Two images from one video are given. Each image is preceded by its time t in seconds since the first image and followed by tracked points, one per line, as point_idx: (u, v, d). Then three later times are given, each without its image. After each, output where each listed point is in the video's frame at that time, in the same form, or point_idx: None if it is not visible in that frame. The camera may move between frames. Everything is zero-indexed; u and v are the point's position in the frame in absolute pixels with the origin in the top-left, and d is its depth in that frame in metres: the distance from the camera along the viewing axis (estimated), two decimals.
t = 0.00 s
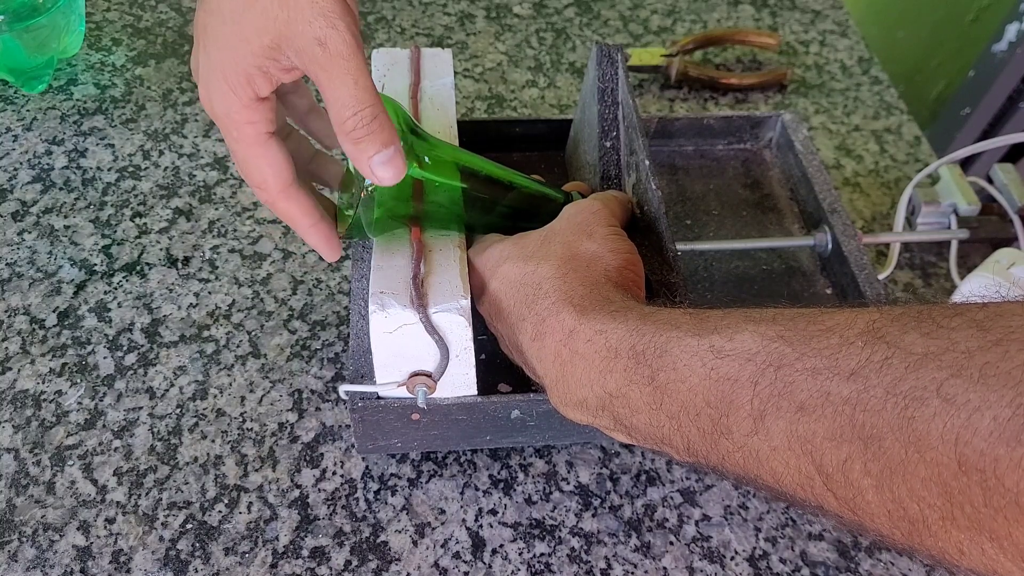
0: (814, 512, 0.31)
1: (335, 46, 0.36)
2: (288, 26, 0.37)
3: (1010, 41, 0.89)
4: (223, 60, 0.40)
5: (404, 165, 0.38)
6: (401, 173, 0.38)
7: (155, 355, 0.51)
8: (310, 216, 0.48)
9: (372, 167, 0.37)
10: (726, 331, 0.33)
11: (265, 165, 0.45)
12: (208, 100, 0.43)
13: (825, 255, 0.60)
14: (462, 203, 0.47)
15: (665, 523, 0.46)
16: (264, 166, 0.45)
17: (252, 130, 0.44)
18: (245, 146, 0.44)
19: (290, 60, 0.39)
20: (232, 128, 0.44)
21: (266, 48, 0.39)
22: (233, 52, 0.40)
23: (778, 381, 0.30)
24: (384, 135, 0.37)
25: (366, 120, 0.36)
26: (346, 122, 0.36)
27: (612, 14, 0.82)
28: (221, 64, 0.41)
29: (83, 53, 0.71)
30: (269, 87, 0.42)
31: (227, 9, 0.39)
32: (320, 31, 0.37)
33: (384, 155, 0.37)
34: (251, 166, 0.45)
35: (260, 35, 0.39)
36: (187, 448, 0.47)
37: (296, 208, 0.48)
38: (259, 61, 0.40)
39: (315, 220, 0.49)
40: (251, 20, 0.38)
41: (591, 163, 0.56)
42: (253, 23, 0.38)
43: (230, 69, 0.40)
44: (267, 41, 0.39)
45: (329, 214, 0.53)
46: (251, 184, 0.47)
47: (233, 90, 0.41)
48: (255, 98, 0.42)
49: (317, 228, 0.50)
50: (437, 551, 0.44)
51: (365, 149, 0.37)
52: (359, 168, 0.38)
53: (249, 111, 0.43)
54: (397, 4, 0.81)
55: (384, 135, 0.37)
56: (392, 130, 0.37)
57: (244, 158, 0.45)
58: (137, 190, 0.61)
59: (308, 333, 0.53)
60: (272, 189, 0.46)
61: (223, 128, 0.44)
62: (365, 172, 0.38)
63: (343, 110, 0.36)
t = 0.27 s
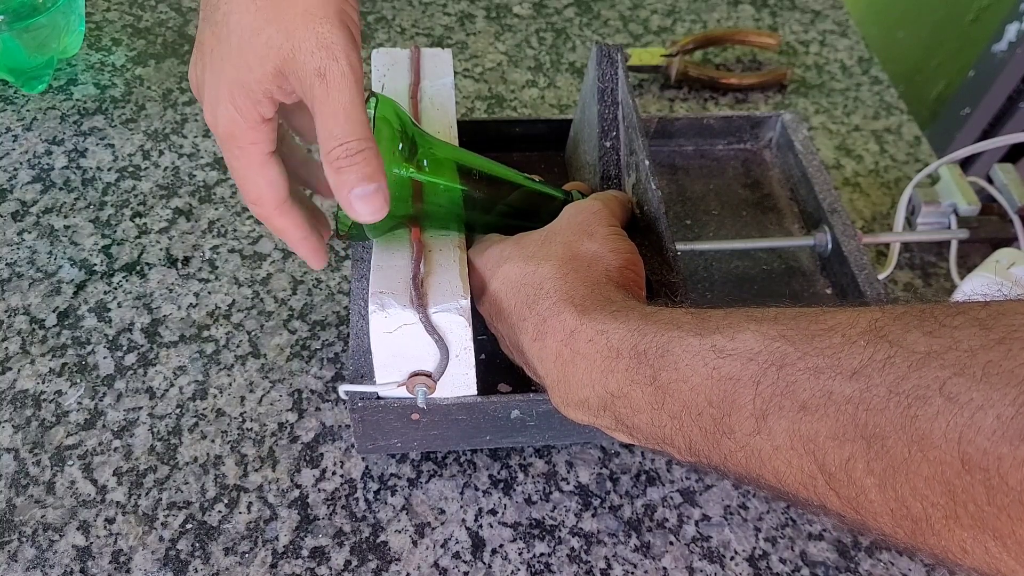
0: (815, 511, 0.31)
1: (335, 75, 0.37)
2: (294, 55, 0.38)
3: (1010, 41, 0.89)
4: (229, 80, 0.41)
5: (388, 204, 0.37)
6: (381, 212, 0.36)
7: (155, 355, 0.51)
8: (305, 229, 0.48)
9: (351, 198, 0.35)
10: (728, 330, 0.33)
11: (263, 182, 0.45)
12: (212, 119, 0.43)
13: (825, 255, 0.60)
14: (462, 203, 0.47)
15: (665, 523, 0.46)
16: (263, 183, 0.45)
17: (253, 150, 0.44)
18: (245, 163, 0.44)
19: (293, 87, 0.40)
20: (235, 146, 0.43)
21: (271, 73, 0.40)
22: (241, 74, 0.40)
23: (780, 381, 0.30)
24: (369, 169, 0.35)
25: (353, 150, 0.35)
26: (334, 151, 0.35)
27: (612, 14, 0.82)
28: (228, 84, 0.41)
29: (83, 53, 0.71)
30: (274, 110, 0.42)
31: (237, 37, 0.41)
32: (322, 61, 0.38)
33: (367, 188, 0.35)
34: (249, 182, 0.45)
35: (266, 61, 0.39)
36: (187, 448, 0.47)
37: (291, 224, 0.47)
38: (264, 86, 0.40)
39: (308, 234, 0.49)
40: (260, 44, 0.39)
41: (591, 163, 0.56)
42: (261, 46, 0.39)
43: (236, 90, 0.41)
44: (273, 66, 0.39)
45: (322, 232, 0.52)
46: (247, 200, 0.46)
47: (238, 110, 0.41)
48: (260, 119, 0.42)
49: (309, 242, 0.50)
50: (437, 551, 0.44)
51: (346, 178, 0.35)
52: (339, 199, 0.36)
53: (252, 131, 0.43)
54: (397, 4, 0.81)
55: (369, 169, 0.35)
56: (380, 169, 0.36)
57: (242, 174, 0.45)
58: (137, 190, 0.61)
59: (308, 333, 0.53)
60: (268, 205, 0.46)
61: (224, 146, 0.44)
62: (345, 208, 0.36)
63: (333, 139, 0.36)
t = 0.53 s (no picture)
0: (815, 511, 0.31)
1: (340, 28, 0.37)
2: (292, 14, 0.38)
3: (1010, 41, 0.89)
4: (226, 47, 0.40)
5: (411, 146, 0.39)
6: (409, 155, 0.39)
7: (155, 355, 0.51)
8: (313, 207, 0.47)
9: (381, 150, 0.38)
10: (727, 329, 0.33)
11: (267, 157, 0.44)
12: (208, 92, 0.43)
13: (825, 255, 0.60)
14: (462, 203, 0.47)
15: (665, 523, 0.46)
16: (266, 156, 0.44)
17: (252, 122, 0.44)
18: (244, 136, 0.44)
19: (293, 48, 0.40)
20: (232, 119, 0.44)
21: (269, 35, 0.39)
22: (238, 41, 0.40)
23: (779, 380, 0.30)
24: (390, 117, 0.38)
25: (373, 103, 0.37)
26: (354, 106, 0.37)
27: (612, 14, 0.82)
28: (224, 51, 0.41)
29: (83, 53, 0.71)
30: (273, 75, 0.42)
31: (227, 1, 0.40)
32: (324, 16, 0.37)
33: (394, 136, 0.38)
34: (252, 158, 0.45)
35: (263, 23, 0.39)
36: (187, 448, 0.47)
37: (298, 201, 0.47)
38: (263, 49, 0.40)
39: (318, 215, 0.48)
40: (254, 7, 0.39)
41: (591, 163, 0.56)
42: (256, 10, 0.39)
43: (234, 57, 0.40)
44: (270, 28, 0.39)
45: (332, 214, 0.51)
46: (251, 177, 0.46)
47: (235, 81, 0.41)
48: (256, 87, 0.42)
49: (318, 223, 0.48)
50: (437, 551, 0.44)
51: (372, 132, 0.37)
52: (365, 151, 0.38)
53: (249, 100, 0.43)
54: (397, 4, 0.81)
55: (391, 118, 0.38)
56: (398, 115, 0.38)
57: (243, 149, 0.45)
58: (137, 190, 0.61)
59: (308, 333, 0.53)
60: (274, 181, 0.46)
61: (222, 119, 0.44)
62: (372, 158, 0.39)
63: (351, 95, 0.37)
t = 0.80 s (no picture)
0: (814, 511, 0.31)
1: (337, 67, 0.37)
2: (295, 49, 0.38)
3: (1010, 41, 0.89)
4: (230, 74, 0.41)
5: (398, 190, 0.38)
6: (392, 202, 0.38)
7: (155, 355, 0.51)
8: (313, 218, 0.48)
9: (364, 191, 0.37)
10: (727, 329, 0.33)
11: (268, 174, 0.45)
12: (212, 112, 0.43)
13: (825, 255, 0.60)
14: (462, 203, 0.47)
15: (665, 523, 0.46)
16: (267, 175, 0.45)
17: (254, 143, 0.44)
18: (246, 156, 0.44)
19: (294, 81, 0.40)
20: (234, 139, 0.44)
21: (273, 67, 0.39)
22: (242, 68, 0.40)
23: (780, 379, 0.30)
24: (379, 161, 0.37)
25: (362, 144, 0.36)
26: (342, 146, 0.36)
27: (612, 14, 0.82)
28: (228, 76, 0.41)
29: (83, 53, 0.71)
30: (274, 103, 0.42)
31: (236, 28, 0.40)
32: (324, 54, 0.37)
33: (379, 180, 0.37)
34: (253, 177, 0.45)
35: (267, 54, 0.39)
36: (187, 448, 0.47)
37: (298, 214, 0.47)
38: (265, 79, 0.40)
39: (316, 223, 0.48)
40: (260, 38, 0.39)
41: (591, 163, 0.56)
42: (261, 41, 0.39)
43: (237, 84, 0.41)
44: (273, 61, 0.39)
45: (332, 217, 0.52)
46: (252, 193, 0.46)
47: (237, 104, 0.41)
48: (258, 113, 0.42)
49: (317, 230, 0.49)
50: (437, 551, 0.44)
51: (358, 173, 0.36)
52: (351, 190, 0.38)
53: (252, 124, 0.42)
54: (397, 4, 0.81)
55: (379, 162, 0.37)
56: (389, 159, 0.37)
57: (245, 169, 0.45)
58: (137, 190, 0.61)
59: (308, 333, 0.53)
60: (275, 198, 0.46)
61: (225, 139, 0.44)
62: (357, 199, 0.38)
63: (341, 134, 0.36)
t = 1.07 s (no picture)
0: (814, 512, 0.31)
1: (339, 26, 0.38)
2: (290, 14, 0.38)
3: (1010, 41, 0.89)
4: (221, 47, 0.40)
5: (410, 146, 0.39)
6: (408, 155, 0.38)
7: (155, 355, 0.51)
8: (310, 216, 0.47)
9: (380, 148, 0.37)
10: (727, 330, 0.33)
11: (264, 160, 0.45)
12: (207, 93, 0.43)
13: (825, 255, 0.60)
14: (462, 203, 0.47)
15: (665, 523, 0.46)
16: (263, 160, 0.45)
17: (250, 125, 0.44)
18: (243, 138, 0.44)
19: (290, 48, 0.40)
20: (230, 120, 0.43)
21: (266, 35, 0.39)
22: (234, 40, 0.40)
23: (779, 380, 0.30)
24: (391, 116, 0.37)
25: (373, 101, 0.37)
26: (354, 105, 0.37)
27: (613, 14, 0.82)
28: (220, 51, 0.41)
29: (83, 53, 0.71)
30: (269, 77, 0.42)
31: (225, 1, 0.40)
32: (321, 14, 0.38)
33: (393, 135, 0.37)
34: (249, 161, 0.45)
35: (260, 22, 0.39)
36: (187, 448, 0.47)
37: (295, 208, 0.47)
38: (259, 49, 0.40)
39: (315, 222, 0.48)
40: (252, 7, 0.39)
41: (591, 163, 0.56)
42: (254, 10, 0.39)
43: (229, 56, 0.40)
44: (267, 29, 0.39)
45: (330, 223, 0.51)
46: (248, 180, 0.46)
47: (231, 79, 0.41)
48: (253, 89, 0.42)
49: (315, 231, 0.48)
50: (437, 551, 0.44)
51: (373, 130, 0.37)
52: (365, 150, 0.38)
53: (247, 101, 0.42)
54: (397, 4, 0.80)
55: (391, 116, 0.37)
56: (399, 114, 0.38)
57: (242, 152, 0.45)
58: (137, 190, 0.61)
59: (308, 333, 0.53)
60: (271, 186, 0.46)
61: (220, 121, 0.44)
62: (372, 157, 0.38)
63: (352, 93, 0.37)
